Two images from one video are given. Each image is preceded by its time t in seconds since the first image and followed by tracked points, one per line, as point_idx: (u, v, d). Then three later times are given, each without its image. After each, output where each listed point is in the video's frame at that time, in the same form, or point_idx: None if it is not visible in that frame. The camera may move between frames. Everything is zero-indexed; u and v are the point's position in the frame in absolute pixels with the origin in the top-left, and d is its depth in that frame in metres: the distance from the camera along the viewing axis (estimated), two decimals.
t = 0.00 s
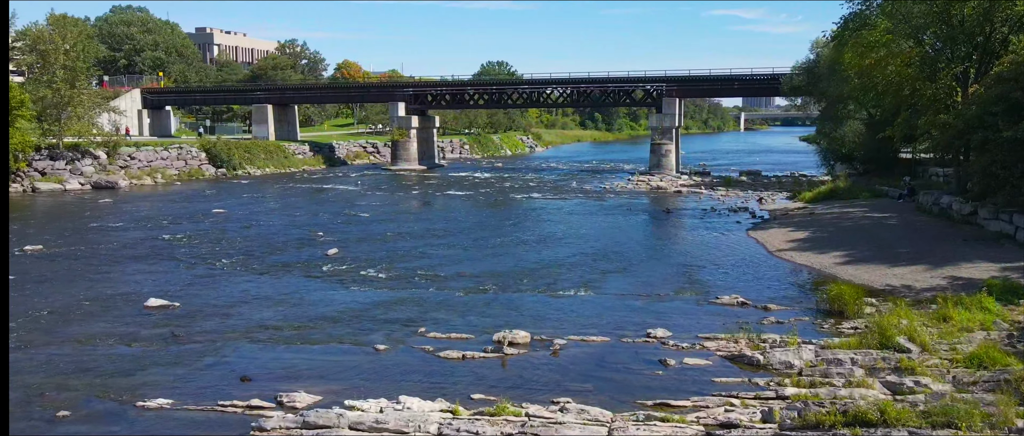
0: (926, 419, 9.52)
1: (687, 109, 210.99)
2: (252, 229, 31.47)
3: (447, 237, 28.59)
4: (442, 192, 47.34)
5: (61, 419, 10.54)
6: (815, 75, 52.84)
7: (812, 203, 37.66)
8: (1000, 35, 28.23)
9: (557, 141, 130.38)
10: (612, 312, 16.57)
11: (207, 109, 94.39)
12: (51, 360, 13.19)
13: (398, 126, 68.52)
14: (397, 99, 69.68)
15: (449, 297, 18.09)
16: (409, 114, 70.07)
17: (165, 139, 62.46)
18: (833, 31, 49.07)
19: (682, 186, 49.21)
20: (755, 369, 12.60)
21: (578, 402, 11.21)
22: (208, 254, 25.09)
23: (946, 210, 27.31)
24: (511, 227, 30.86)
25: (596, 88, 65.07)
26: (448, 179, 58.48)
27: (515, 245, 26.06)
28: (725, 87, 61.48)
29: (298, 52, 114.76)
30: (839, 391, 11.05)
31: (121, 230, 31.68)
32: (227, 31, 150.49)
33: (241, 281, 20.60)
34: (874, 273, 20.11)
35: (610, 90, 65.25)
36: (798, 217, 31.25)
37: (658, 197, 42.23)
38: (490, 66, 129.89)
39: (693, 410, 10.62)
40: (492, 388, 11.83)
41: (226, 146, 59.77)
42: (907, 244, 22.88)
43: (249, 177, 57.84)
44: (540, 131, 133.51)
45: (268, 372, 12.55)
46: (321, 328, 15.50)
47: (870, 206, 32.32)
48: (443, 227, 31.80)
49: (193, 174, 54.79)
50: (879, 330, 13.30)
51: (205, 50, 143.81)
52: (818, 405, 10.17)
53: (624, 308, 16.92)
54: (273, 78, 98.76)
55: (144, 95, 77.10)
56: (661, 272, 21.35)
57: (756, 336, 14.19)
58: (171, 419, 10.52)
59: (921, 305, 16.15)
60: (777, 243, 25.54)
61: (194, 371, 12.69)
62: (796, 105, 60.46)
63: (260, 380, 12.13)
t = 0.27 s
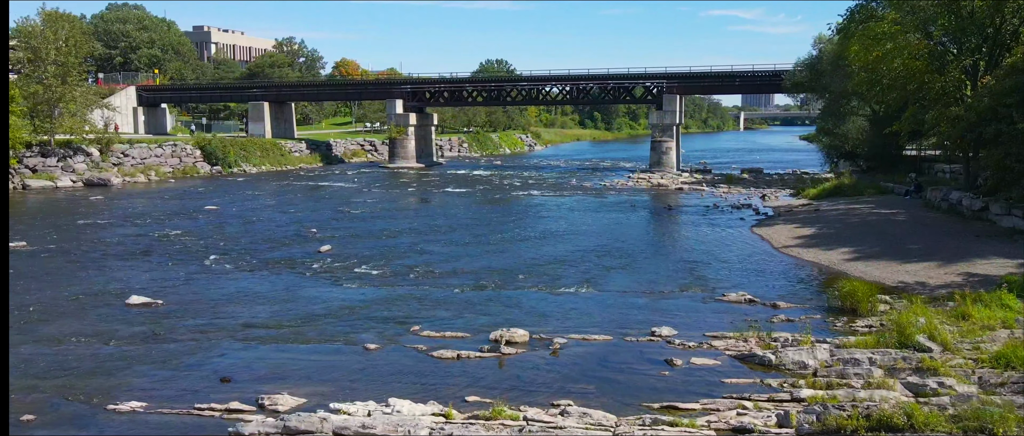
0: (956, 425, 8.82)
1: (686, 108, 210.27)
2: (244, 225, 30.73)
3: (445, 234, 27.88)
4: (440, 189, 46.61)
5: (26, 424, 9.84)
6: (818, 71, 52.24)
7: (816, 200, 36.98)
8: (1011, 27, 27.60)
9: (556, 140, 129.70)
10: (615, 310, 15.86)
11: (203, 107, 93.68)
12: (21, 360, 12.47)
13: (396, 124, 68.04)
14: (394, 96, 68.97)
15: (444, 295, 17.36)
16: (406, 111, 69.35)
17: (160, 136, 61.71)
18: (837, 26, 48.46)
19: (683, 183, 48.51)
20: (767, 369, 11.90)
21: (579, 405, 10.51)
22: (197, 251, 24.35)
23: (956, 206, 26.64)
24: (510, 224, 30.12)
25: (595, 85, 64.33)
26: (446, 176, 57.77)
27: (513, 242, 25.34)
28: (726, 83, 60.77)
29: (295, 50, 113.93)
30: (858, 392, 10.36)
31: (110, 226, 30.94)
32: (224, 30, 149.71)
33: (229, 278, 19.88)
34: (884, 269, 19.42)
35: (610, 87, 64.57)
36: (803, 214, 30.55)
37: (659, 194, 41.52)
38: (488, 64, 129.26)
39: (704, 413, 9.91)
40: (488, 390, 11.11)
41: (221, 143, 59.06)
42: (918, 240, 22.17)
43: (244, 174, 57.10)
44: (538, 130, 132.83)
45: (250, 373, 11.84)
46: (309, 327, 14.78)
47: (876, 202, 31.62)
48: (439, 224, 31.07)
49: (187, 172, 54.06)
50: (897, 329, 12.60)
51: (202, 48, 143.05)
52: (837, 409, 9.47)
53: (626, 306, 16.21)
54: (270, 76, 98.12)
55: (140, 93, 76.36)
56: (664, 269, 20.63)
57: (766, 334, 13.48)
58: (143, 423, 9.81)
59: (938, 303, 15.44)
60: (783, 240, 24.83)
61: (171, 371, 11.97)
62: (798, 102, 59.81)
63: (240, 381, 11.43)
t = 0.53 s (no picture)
0: None
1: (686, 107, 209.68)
2: (237, 226, 30.10)
3: (441, 235, 27.26)
4: (437, 189, 45.98)
5: None
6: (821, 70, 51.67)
7: (820, 200, 36.36)
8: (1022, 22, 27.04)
9: (555, 139, 129.11)
10: (616, 315, 15.22)
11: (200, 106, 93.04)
12: None
13: (394, 123, 67.51)
14: (392, 95, 68.28)
15: (439, 299, 16.71)
16: (404, 111, 68.69)
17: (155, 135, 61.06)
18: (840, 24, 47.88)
19: (684, 183, 47.90)
20: (777, 379, 11.25)
21: (580, 419, 9.86)
22: (186, 252, 23.70)
23: (965, 205, 26.03)
24: (508, 225, 29.49)
25: (595, 84, 63.65)
26: (444, 176, 57.16)
27: (511, 243, 24.68)
28: (727, 82, 60.12)
29: (293, 49, 113.21)
30: (876, 406, 9.72)
31: (99, 227, 30.28)
32: (221, 29, 149.11)
33: (216, 281, 19.23)
34: (894, 271, 18.80)
35: (610, 86, 63.92)
36: (807, 214, 29.92)
37: (659, 194, 40.89)
38: (487, 63, 128.64)
39: (713, 429, 9.27)
40: (483, 403, 10.46)
41: (216, 143, 58.39)
42: (928, 241, 21.53)
43: (240, 174, 56.43)
44: (538, 129, 132.24)
45: (230, 384, 11.19)
46: (297, 334, 14.13)
47: (882, 202, 30.98)
48: (436, 224, 30.45)
49: (182, 172, 53.41)
50: (914, 336, 11.96)
51: (200, 47, 142.46)
52: (856, 425, 8.83)
53: (628, 311, 15.56)
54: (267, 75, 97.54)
55: (135, 91, 75.63)
56: (666, 271, 19.99)
57: (775, 342, 12.84)
58: None
59: (953, 307, 14.80)
60: (788, 241, 24.18)
61: (147, 383, 11.34)
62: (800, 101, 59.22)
63: (218, 393, 10.80)
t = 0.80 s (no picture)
0: None
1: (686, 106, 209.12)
2: (229, 227, 29.46)
3: (438, 237, 26.62)
4: (435, 189, 45.38)
5: None
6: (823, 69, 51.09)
7: (824, 201, 35.72)
8: None
9: (555, 139, 128.51)
10: (618, 323, 14.57)
11: (197, 105, 92.44)
12: None
13: (392, 123, 66.83)
14: (390, 95, 67.61)
15: (433, 305, 16.06)
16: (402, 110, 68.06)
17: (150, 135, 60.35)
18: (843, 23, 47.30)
19: (685, 184, 47.29)
20: (789, 394, 10.60)
21: None
22: (175, 256, 23.06)
23: (974, 206, 25.39)
24: (506, 227, 28.84)
25: (595, 83, 62.99)
26: (442, 176, 56.56)
27: (509, 246, 24.03)
28: (728, 81, 59.51)
29: (291, 48, 112.50)
30: (899, 425, 9.08)
31: (88, 229, 29.64)
32: (219, 28, 148.58)
33: (202, 286, 18.58)
34: (904, 276, 18.17)
35: (610, 85, 63.31)
36: (812, 215, 29.28)
37: (660, 195, 40.25)
38: (487, 63, 128.00)
39: None
40: (477, 420, 9.80)
41: (212, 142, 57.74)
42: (939, 244, 20.89)
43: (235, 174, 55.78)
44: (537, 129, 131.67)
45: (208, 400, 10.54)
46: (283, 343, 13.49)
47: (888, 203, 30.34)
48: (433, 226, 29.82)
49: (177, 172, 52.77)
50: (934, 346, 11.31)
51: (198, 47, 141.97)
52: None
53: (630, 318, 14.91)
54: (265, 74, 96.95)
55: (131, 91, 74.94)
56: (669, 275, 19.34)
57: (786, 352, 12.19)
58: None
59: (970, 315, 14.14)
60: (793, 244, 23.54)
61: (119, 398, 10.71)
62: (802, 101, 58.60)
63: (194, 410, 10.17)
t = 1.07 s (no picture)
0: None
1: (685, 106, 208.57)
2: (221, 226, 28.81)
3: (435, 236, 25.97)
4: (433, 188, 44.77)
5: None
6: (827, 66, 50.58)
7: (829, 199, 35.03)
8: None
9: (555, 138, 127.91)
10: (621, 324, 13.90)
11: (195, 104, 91.83)
12: None
13: (390, 121, 66.11)
14: (388, 93, 66.92)
15: (428, 306, 15.39)
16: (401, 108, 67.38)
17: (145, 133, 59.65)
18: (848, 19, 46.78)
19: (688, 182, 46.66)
20: (806, 400, 9.94)
21: None
22: (163, 254, 22.38)
23: (986, 204, 24.74)
24: (505, 225, 28.18)
25: (595, 81, 62.35)
26: (440, 175, 55.93)
27: (508, 244, 23.37)
28: (730, 79, 58.88)
29: (289, 47, 111.82)
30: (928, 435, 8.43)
31: (76, 227, 28.98)
32: (218, 27, 148.00)
33: (189, 286, 17.90)
34: (917, 275, 17.51)
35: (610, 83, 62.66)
36: (818, 214, 28.62)
37: (661, 193, 39.58)
38: (486, 61, 127.35)
39: None
40: (472, 430, 9.14)
41: (208, 141, 57.04)
42: (952, 242, 20.23)
43: (232, 173, 55.11)
44: (537, 128, 131.05)
45: (184, 407, 9.87)
46: (269, 345, 12.82)
47: (896, 201, 29.68)
48: (430, 225, 29.17)
49: (172, 171, 52.09)
50: (960, 349, 10.66)
51: (196, 45, 141.40)
52: None
53: (634, 319, 14.24)
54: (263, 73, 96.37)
55: (127, 89, 74.25)
56: (673, 274, 18.67)
57: (801, 355, 11.52)
58: None
59: (992, 316, 13.48)
60: (800, 242, 22.87)
61: (90, 404, 10.05)
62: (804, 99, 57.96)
63: (170, 417, 9.51)
